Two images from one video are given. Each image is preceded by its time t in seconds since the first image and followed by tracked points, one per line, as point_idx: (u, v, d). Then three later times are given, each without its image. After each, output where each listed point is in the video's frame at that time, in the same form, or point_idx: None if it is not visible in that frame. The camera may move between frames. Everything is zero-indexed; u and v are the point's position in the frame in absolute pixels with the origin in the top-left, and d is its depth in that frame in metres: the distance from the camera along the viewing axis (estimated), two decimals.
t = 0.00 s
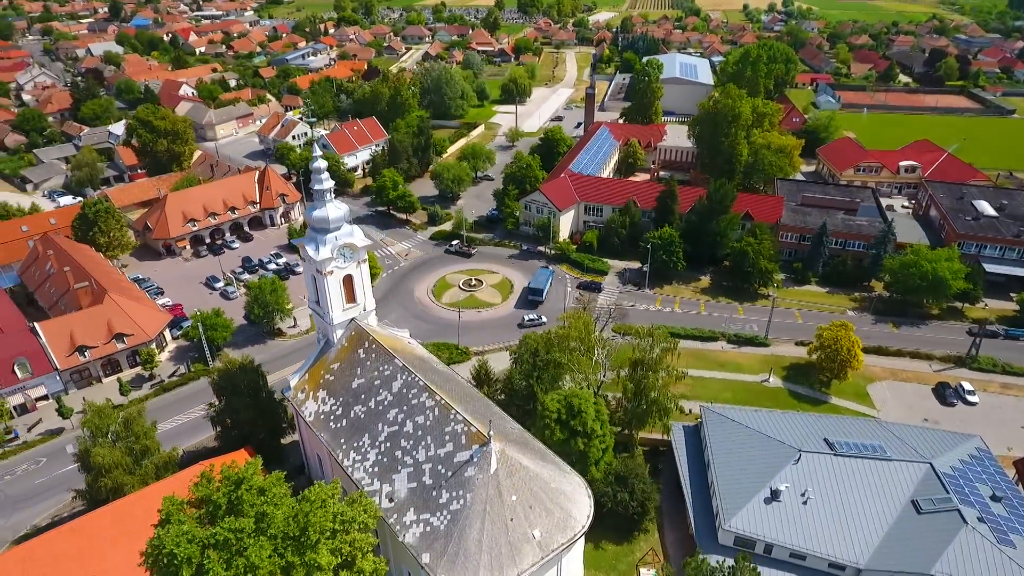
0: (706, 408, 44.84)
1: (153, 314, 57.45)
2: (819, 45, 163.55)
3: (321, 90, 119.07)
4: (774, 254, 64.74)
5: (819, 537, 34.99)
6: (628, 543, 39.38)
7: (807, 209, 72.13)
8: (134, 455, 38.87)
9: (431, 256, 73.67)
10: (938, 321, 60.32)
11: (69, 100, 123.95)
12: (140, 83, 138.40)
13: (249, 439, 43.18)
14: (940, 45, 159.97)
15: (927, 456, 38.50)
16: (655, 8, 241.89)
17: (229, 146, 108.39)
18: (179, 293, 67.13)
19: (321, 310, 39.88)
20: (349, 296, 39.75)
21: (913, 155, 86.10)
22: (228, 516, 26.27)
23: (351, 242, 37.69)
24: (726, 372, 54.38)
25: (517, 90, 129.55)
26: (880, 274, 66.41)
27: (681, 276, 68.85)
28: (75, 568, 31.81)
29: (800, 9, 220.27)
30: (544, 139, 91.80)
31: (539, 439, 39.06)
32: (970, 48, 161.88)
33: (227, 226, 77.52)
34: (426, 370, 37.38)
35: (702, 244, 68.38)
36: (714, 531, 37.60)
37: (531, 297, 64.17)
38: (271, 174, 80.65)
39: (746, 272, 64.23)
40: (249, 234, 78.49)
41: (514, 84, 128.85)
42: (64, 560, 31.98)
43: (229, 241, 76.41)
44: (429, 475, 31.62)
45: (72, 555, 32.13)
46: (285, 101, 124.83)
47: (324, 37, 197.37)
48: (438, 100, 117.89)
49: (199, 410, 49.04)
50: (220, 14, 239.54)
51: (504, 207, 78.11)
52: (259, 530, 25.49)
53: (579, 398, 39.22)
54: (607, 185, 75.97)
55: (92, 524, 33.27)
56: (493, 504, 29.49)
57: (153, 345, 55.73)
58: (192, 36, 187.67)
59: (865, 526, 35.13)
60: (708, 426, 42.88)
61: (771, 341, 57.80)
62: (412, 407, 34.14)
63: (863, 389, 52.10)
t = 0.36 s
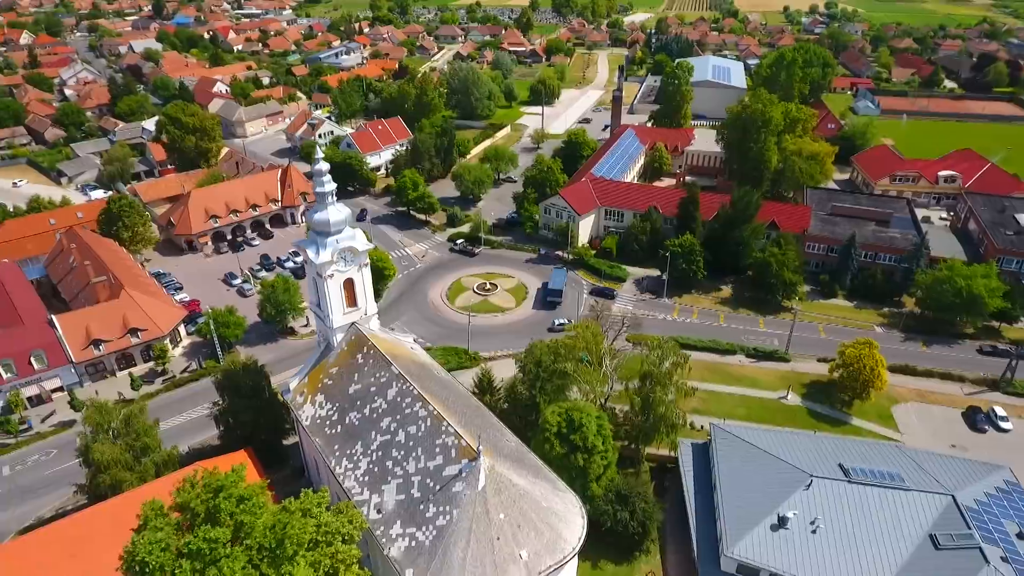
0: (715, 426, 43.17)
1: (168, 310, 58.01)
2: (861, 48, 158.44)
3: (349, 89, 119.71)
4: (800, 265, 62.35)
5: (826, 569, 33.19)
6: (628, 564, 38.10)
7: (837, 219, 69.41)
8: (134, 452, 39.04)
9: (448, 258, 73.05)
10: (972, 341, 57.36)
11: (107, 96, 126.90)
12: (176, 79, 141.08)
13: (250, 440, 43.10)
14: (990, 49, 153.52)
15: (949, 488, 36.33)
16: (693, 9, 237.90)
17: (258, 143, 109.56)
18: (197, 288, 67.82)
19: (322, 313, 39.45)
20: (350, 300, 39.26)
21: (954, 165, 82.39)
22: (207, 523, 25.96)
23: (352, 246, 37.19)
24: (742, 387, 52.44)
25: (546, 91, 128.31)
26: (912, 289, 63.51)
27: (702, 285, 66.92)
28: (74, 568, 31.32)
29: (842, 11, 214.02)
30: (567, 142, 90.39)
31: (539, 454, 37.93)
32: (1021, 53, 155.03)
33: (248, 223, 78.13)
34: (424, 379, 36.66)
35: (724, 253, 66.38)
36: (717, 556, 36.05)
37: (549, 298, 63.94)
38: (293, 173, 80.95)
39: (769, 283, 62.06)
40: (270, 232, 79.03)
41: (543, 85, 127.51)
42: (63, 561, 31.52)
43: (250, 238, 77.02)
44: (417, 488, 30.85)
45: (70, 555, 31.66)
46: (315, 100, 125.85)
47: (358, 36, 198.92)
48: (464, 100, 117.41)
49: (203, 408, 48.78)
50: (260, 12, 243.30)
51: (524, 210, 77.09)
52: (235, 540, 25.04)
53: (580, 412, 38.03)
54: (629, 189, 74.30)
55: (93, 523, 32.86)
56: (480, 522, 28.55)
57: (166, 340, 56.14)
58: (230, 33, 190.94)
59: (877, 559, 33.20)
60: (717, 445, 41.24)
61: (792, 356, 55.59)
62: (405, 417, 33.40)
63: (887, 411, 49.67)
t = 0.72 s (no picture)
0: (723, 444, 41.56)
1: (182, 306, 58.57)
2: (902, 52, 153.22)
3: (376, 88, 120.03)
4: (824, 277, 60.02)
5: None
6: None
7: (866, 230, 66.73)
8: (133, 449, 39.18)
9: (464, 260, 72.33)
10: (1006, 363, 54.41)
11: (142, 92, 129.64)
12: (210, 77, 143.36)
13: (249, 441, 43.03)
14: None
15: (969, 522, 34.18)
16: (729, 10, 233.42)
17: (284, 141, 110.48)
18: (214, 285, 68.40)
19: (321, 316, 38.97)
20: (350, 304, 38.71)
21: (995, 176, 78.70)
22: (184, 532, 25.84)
23: (351, 250, 36.59)
24: (757, 403, 50.58)
25: (573, 93, 126.91)
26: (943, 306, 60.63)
27: (721, 295, 64.94)
28: (77, 565, 29.48)
29: (885, 13, 207.48)
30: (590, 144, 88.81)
31: (536, 468, 36.90)
32: None
33: (268, 221, 78.57)
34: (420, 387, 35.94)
35: (745, 263, 64.34)
36: None
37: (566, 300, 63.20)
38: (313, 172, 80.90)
39: (791, 295, 59.82)
40: (289, 230, 79.32)
41: (570, 86, 126.12)
42: (65, 557, 29.68)
43: (269, 236, 77.45)
44: (404, 501, 30.14)
45: (71, 552, 29.83)
46: (342, 99, 126.56)
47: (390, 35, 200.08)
48: (490, 101, 116.75)
49: (205, 409, 48.73)
50: (296, 10, 246.41)
51: (542, 214, 75.97)
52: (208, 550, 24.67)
53: (579, 426, 36.92)
54: (650, 194, 72.51)
55: (93, 517, 30.97)
56: (463, 540, 27.63)
57: (179, 337, 56.58)
58: (265, 31, 193.74)
59: None
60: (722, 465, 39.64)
61: (811, 372, 53.47)
62: (396, 426, 32.70)
63: (910, 435, 47.30)
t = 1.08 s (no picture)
0: (731, 465, 39.86)
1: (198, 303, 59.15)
2: (950, 57, 147.13)
3: (405, 88, 120.19)
4: (851, 292, 57.47)
5: None
6: None
7: (899, 243, 63.75)
8: (134, 446, 39.39)
9: (481, 264, 71.53)
10: None
11: (179, 89, 132.18)
12: (245, 74, 145.63)
13: (248, 442, 42.95)
14: None
15: (992, 563, 31.97)
16: (770, 12, 228.19)
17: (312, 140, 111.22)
18: (233, 281, 68.99)
19: (321, 320, 38.56)
20: (350, 308, 38.23)
21: None
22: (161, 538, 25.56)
23: (351, 254, 36.13)
24: (773, 421, 48.64)
25: (604, 95, 125.20)
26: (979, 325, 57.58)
27: (743, 306, 62.81)
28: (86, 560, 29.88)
29: (934, 16, 200.06)
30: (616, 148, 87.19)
31: (534, 483, 35.83)
32: None
33: (289, 219, 78.98)
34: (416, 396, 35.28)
35: (768, 275, 62.14)
36: None
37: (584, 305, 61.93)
38: (335, 171, 80.68)
39: (815, 310, 57.48)
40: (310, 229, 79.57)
41: (600, 88, 124.24)
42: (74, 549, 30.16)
43: (289, 233, 77.85)
44: (390, 514, 29.43)
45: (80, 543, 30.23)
46: (372, 98, 127.08)
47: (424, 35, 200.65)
48: (518, 102, 115.78)
49: (208, 407, 48.46)
50: (334, 9, 249.12)
51: (562, 218, 74.73)
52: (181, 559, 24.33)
53: (579, 442, 35.74)
54: (673, 201, 70.61)
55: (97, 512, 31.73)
56: (445, 558, 26.75)
57: (193, 332, 57.05)
58: (302, 30, 196.17)
59: None
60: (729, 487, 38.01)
61: (833, 391, 51.18)
62: (387, 436, 32.06)
63: (934, 462, 44.88)
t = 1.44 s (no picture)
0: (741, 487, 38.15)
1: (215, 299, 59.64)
2: (1004, 62, 140.53)
3: (435, 88, 120.10)
4: (880, 308, 54.84)
5: None
6: None
7: (935, 258, 60.62)
8: (138, 442, 39.73)
9: (499, 267, 70.67)
10: None
11: (215, 86, 134.57)
12: (281, 72, 147.64)
13: (250, 441, 42.99)
14: None
15: None
16: (814, 14, 221.94)
17: (341, 138, 111.91)
18: (253, 278, 69.56)
19: (323, 323, 38.20)
20: (351, 312, 37.81)
21: None
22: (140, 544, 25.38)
23: (353, 258, 35.70)
24: (791, 442, 46.57)
25: (636, 98, 123.13)
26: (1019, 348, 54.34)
27: (766, 320, 60.59)
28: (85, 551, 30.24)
29: (989, 20, 191.72)
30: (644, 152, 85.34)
31: (531, 498, 34.81)
32: None
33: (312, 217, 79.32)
34: (413, 405, 34.60)
35: (794, 288, 59.79)
36: None
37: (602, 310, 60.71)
38: (358, 170, 80.63)
39: (841, 326, 55.01)
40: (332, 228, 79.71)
41: (633, 91, 122.09)
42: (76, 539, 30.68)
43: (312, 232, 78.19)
44: (376, 527, 28.79)
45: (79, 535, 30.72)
46: (403, 97, 127.41)
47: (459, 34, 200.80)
48: (547, 103, 114.58)
49: (214, 405, 48.69)
50: (373, 8, 250.66)
51: (584, 223, 73.36)
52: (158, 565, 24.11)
53: (578, 458, 34.59)
54: (699, 208, 68.55)
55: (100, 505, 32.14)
56: None
57: (209, 329, 57.53)
58: (340, 29, 198.12)
59: None
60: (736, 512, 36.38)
61: (857, 413, 48.85)
62: (379, 445, 31.44)
63: (962, 493, 42.39)
